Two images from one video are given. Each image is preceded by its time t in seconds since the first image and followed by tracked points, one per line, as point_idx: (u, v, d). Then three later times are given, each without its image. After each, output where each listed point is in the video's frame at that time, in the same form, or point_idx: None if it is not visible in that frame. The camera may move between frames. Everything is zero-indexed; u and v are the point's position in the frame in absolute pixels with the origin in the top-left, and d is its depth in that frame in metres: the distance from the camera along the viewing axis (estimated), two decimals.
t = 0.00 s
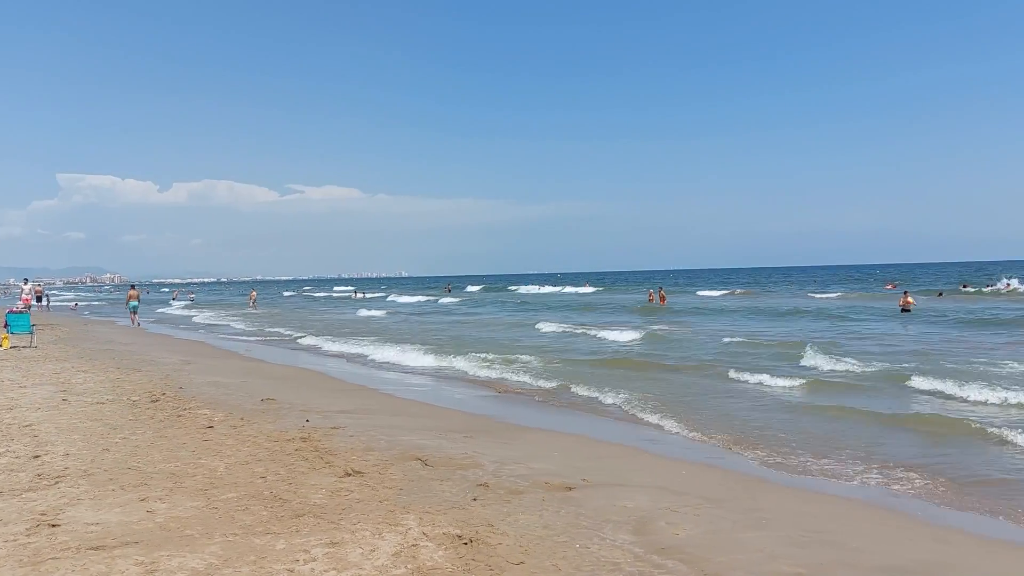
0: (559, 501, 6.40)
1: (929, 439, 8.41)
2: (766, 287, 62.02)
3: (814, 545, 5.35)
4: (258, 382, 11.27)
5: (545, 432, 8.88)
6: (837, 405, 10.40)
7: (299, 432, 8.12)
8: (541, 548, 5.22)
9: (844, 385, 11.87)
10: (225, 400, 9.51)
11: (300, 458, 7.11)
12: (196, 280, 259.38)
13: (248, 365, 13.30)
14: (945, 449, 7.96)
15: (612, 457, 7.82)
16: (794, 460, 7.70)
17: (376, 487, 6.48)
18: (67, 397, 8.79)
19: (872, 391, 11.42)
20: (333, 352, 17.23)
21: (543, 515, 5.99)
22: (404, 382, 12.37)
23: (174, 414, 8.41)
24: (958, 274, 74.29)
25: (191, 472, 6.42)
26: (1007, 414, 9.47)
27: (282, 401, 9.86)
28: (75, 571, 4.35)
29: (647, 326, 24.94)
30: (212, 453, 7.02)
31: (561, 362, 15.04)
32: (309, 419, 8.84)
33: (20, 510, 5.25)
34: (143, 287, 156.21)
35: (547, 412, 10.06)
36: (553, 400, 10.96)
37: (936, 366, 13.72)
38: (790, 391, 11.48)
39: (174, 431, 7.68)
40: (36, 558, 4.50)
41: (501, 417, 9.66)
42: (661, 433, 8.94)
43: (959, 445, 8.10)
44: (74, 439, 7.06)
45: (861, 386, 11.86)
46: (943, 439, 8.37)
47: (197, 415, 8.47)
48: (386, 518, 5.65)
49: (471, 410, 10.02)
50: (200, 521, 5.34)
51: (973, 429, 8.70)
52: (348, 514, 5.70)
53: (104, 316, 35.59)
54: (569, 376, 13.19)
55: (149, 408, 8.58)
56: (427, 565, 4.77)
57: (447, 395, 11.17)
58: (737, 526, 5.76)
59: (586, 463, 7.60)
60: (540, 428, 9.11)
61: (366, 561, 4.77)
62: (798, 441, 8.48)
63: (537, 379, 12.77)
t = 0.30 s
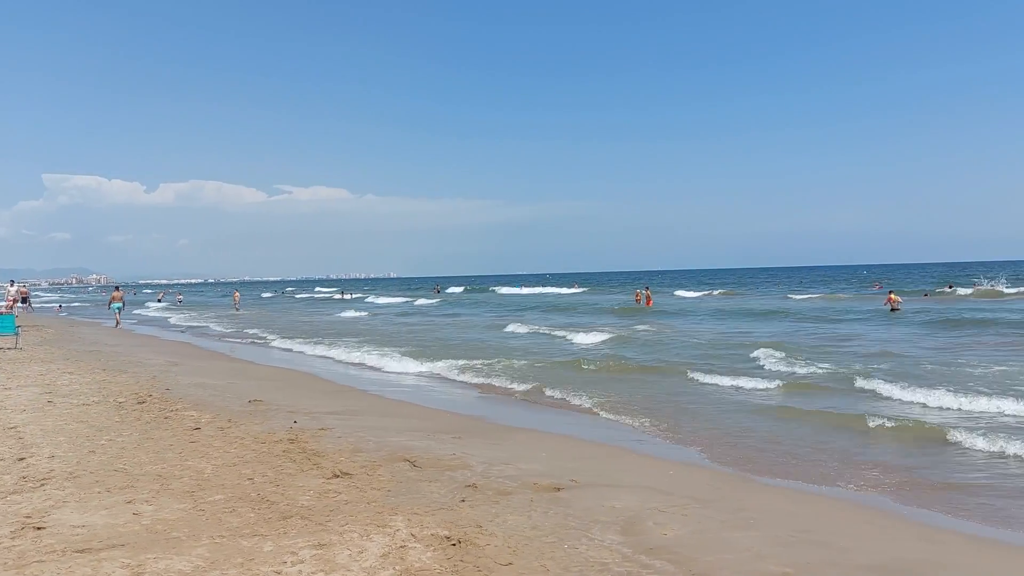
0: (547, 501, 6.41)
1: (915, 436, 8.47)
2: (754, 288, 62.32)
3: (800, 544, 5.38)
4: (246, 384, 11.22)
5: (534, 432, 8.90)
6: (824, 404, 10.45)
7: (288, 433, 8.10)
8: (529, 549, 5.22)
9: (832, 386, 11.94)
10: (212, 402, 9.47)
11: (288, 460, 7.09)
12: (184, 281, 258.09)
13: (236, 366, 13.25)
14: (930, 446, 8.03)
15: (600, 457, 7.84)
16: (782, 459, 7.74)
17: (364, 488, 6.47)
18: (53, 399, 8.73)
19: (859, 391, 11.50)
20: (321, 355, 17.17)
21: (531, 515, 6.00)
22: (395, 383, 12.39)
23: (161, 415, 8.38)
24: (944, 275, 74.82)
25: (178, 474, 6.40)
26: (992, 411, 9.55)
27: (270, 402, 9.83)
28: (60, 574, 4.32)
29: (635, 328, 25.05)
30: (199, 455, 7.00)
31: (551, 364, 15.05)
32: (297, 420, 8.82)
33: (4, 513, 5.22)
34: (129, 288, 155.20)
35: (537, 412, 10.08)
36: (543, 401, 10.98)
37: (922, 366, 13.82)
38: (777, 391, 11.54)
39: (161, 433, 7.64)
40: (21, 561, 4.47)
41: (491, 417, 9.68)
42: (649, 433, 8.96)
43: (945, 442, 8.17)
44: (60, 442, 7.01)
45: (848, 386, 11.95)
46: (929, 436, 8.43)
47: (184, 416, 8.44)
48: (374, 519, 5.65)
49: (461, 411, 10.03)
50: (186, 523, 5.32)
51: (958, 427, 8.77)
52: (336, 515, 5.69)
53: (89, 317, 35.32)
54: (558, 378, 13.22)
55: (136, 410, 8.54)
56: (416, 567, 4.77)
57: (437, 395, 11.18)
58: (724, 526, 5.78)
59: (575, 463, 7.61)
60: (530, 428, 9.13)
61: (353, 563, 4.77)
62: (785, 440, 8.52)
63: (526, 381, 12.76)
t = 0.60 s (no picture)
0: (540, 501, 6.41)
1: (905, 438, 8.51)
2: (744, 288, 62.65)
3: (791, 543, 5.40)
4: (237, 384, 11.20)
5: (528, 432, 8.92)
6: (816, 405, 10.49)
7: (280, 434, 8.09)
8: (521, 549, 5.22)
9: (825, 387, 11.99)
10: (204, 403, 9.45)
11: (280, 461, 7.08)
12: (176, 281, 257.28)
13: (228, 367, 13.23)
14: (921, 446, 8.07)
15: (592, 457, 7.86)
16: (773, 460, 7.77)
17: (356, 489, 6.46)
18: (43, 400, 8.70)
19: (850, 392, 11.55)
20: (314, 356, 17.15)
21: (523, 515, 6.01)
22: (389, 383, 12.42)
23: (152, 416, 8.36)
24: (936, 275, 75.20)
25: (169, 475, 6.38)
26: (982, 409, 9.61)
27: (262, 403, 9.81)
28: None
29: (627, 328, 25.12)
30: (190, 456, 6.98)
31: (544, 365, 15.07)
32: (290, 421, 8.81)
33: None
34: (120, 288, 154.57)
35: (529, 412, 10.11)
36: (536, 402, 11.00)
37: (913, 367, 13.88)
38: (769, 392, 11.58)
39: (152, 434, 7.61)
40: (10, 563, 4.45)
41: (484, 417, 9.70)
42: (641, 433, 8.99)
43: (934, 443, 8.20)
44: (50, 443, 6.98)
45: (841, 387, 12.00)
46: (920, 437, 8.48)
47: (175, 417, 8.42)
48: (366, 520, 5.64)
49: (455, 411, 10.05)
50: (177, 524, 5.31)
51: (950, 429, 8.82)
52: (328, 516, 5.68)
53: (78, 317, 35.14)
54: (550, 379, 13.23)
55: (127, 411, 8.50)
56: (407, 567, 4.77)
57: (430, 395, 11.19)
58: (715, 526, 5.79)
59: (568, 464, 7.62)
60: (524, 428, 9.15)
61: (345, 564, 4.76)
62: (776, 441, 8.55)
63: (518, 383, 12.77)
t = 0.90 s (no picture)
0: (532, 500, 6.41)
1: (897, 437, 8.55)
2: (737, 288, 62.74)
3: (783, 541, 5.41)
4: (229, 384, 11.16)
5: (520, 432, 8.90)
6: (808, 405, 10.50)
7: (272, 434, 8.07)
8: (513, 548, 5.22)
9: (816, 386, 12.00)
10: (195, 403, 9.42)
11: (271, 460, 7.06)
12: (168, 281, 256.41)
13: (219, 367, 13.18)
14: (912, 446, 8.08)
15: (584, 456, 7.86)
16: (765, 460, 7.78)
17: (348, 489, 6.45)
18: (33, 400, 8.65)
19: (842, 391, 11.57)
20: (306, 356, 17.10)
21: (515, 515, 6.00)
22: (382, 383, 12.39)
23: (143, 416, 8.33)
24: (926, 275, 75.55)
25: (160, 475, 6.36)
26: (973, 408, 9.64)
27: (253, 403, 9.78)
28: None
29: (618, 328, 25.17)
30: (181, 456, 6.95)
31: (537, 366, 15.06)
32: (281, 421, 8.78)
33: None
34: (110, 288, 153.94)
35: (522, 412, 10.10)
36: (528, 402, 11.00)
37: (904, 366, 13.92)
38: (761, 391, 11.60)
39: (142, 434, 7.58)
40: None
41: (476, 416, 9.68)
42: (633, 433, 8.98)
43: (925, 442, 8.23)
44: (40, 443, 6.94)
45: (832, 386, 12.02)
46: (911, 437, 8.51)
47: (166, 417, 8.39)
48: (358, 520, 5.63)
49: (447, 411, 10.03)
50: (169, 524, 5.29)
51: (940, 428, 8.86)
52: (320, 516, 5.67)
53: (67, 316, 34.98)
54: (543, 380, 13.22)
55: (118, 411, 8.46)
56: (399, 566, 4.76)
57: (422, 395, 11.17)
58: (707, 524, 5.80)
59: (560, 463, 7.62)
60: (516, 427, 9.14)
61: (337, 563, 4.76)
62: (768, 441, 8.57)
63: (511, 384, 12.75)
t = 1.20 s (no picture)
0: (526, 500, 6.42)
1: (888, 436, 8.59)
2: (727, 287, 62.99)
3: (775, 540, 5.43)
4: (221, 384, 11.14)
5: (512, 431, 8.90)
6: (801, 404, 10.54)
7: (263, 434, 8.05)
8: (506, 548, 5.22)
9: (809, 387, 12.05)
10: (187, 403, 9.39)
11: (263, 461, 7.04)
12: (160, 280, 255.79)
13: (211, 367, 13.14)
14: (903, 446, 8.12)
15: (577, 456, 7.87)
16: (756, 459, 7.80)
17: (340, 489, 6.44)
18: (23, 401, 8.61)
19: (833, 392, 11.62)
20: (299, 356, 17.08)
21: (508, 514, 6.00)
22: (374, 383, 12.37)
23: (135, 417, 8.30)
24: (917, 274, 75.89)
25: (152, 475, 6.34)
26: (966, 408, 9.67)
27: (245, 403, 9.75)
28: None
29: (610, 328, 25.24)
30: (172, 456, 6.93)
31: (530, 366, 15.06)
32: (273, 421, 8.76)
33: None
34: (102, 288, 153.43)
35: (514, 411, 10.10)
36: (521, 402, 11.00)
37: (895, 367, 13.97)
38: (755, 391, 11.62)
39: (133, 434, 7.55)
40: None
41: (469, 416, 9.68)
42: (626, 433, 8.99)
43: (916, 442, 8.28)
44: (30, 444, 6.92)
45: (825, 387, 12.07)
46: (902, 436, 8.56)
47: (158, 417, 8.37)
48: (350, 520, 5.63)
49: (440, 411, 10.02)
50: (160, 525, 5.28)
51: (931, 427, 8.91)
52: (312, 516, 5.66)
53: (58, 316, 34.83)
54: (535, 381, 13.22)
55: (109, 412, 8.43)
56: (392, 567, 4.76)
57: (415, 395, 11.15)
58: (700, 523, 5.81)
59: (553, 463, 7.62)
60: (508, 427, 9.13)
61: (329, 564, 4.75)
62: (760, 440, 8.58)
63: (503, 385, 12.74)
